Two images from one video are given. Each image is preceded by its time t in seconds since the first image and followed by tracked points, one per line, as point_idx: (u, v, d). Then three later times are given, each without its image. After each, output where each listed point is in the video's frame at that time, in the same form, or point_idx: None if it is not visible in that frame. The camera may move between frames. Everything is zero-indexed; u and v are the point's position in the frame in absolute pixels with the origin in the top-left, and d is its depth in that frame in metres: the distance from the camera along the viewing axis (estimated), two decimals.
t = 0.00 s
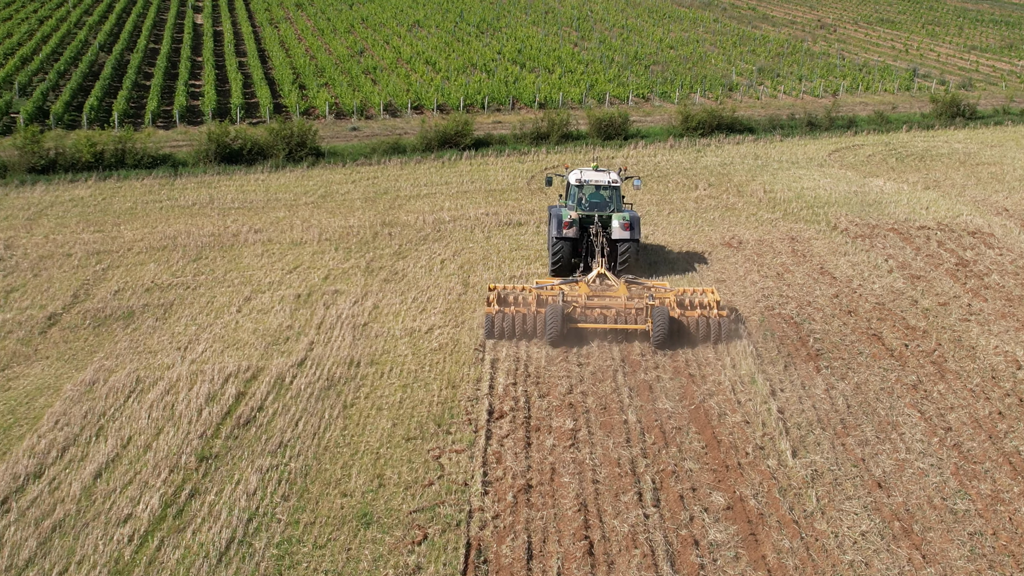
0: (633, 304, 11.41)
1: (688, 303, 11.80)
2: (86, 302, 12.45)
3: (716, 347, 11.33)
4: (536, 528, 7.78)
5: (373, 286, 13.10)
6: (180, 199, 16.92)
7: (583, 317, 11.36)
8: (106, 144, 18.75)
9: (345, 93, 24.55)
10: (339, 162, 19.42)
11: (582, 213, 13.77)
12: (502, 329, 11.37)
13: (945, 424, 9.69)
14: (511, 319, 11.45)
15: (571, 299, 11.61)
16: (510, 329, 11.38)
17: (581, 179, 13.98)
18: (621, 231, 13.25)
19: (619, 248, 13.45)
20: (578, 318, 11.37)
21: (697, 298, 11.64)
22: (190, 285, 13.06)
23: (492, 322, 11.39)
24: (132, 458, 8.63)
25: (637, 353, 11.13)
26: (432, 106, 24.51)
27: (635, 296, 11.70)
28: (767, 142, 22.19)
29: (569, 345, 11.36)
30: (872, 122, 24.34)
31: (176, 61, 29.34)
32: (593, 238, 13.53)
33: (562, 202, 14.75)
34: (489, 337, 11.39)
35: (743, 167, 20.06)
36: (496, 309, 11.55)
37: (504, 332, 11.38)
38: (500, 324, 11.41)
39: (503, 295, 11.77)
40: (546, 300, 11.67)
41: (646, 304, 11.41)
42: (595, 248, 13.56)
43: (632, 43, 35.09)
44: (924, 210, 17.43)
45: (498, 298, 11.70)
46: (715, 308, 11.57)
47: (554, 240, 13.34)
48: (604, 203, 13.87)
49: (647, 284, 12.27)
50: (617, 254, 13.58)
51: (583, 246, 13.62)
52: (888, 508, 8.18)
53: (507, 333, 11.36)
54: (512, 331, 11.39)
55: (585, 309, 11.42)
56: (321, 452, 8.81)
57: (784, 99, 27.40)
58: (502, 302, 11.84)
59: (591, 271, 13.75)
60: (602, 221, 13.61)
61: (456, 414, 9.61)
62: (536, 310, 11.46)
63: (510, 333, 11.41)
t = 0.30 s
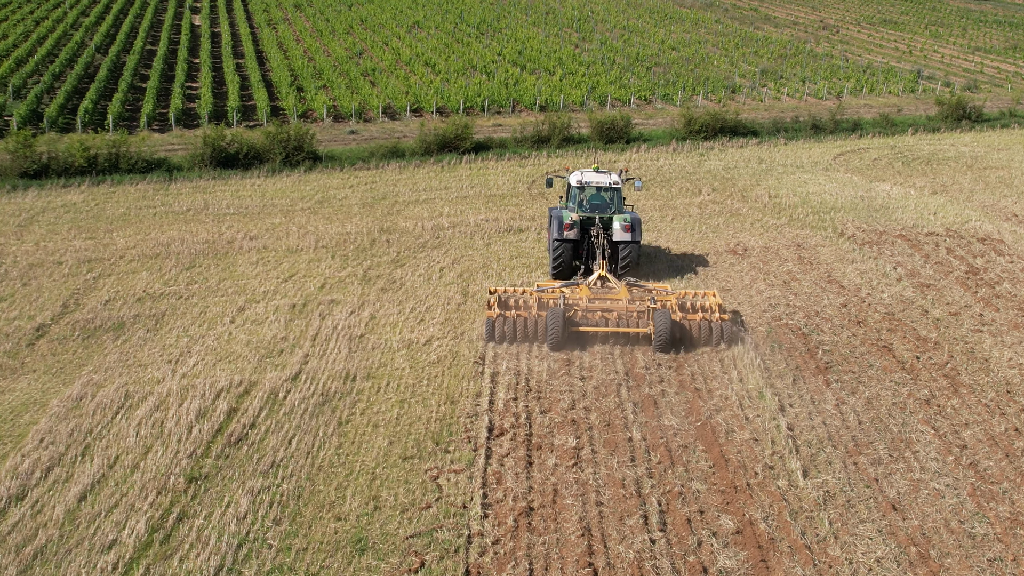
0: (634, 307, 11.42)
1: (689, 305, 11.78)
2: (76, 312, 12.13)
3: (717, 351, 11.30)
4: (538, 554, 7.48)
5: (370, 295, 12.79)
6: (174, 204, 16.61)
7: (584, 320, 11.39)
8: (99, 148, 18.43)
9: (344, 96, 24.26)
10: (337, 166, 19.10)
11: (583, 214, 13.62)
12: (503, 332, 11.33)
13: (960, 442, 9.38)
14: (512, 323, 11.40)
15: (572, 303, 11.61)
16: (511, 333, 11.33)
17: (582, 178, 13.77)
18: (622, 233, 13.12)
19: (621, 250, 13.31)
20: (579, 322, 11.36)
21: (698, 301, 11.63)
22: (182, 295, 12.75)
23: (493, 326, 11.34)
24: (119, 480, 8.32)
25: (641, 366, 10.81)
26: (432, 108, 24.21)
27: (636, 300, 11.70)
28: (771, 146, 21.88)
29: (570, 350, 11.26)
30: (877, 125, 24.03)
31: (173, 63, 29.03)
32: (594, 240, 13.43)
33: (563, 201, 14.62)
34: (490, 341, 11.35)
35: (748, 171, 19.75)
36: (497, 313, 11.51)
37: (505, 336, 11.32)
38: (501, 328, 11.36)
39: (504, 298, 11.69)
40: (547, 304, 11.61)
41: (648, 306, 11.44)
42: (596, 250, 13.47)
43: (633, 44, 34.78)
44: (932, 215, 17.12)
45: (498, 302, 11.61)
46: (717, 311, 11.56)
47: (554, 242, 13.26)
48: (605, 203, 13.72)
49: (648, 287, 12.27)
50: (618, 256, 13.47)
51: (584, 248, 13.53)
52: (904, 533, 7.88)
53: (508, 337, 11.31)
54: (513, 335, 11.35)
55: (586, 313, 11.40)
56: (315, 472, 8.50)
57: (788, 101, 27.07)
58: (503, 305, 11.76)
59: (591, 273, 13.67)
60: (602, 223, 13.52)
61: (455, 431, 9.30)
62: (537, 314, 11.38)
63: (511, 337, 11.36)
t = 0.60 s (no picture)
0: (636, 310, 11.40)
1: (691, 309, 11.76)
2: (65, 323, 11.83)
3: (720, 357, 11.13)
4: None
5: (367, 305, 12.48)
6: (168, 210, 16.30)
7: (585, 323, 11.36)
8: (92, 152, 18.12)
9: (342, 98, 23.98)
10: (334, 171, 18.79)
11: (584, 215, 13.46)
12: (503, 335, 11.25)
13: (976, 460, 9.07)
14: (512, 326, 11.32)
15: (573, 305, 11.58)
16: (511, 335, 11.25)
17: (583, 180, 13.63)
18: (624, 234, 12.93)
19: (623, 252, 13.12)
20: (580, 325, 11.35)
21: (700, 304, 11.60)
22: (175, 305, 12.44)
23: (494, 329, 11.26)
24: (104, 502, 8.03)
25: (645, 380, 10.50)
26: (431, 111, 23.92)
27: (637, 303, 11.65)
28: (775, 149, 21.57)
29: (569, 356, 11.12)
30: (882, 128, 23.72)
31: (169, 65, 28.73)
32: (595, 242, 13.22)
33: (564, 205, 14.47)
34: (490, 343, 11.26)
35: (751, 176, 19.44)
36: (498, 315, 11.43)
37: (505, 339, 11.24)
38: (502, 330, 11.28)
39: (505, 301, 11.68)
40: (548, 306, 11.59)
41: (649, 310, 11.41)
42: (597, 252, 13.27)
43: (634, 45, 34.47)
44: (940, 221, 16.82)
45: (499, 304, 11.61)
46: (718, 314, 11.52)
47: (555, 244, 13.08)
48: (606, 205, 13.57)
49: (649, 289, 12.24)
50: (620, 258, 13.23)
51: (585, 249, 13.35)
52: (919, 558, 7.57)
53: (508, 339, 11.22)
54: (513, 337, 11.26)
55: (587, 316, 11.41)
56: (308, 494, 8.20)
57: (791, 103, 26.78)
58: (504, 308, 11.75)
59: (593, 275, 13.46)
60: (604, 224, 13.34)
61: (453, 449, 9.01)
62: (538, 316, 11.30)
63: (511, 339, 11.27)
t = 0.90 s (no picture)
0: (637, 313, 11.25)
1: (692, 310, 11.70)
2: (53, 333, 11.53)
3: (726, 369, 10.84)
4: None
5: (363, 315, 12.18)
6: (162, 216, 16.01)
7: (587, 326, 11.22)
8: (85, 156, 17.82)
9: (340, 100, 23.68)
10: (331, 175, 18.50)
11: (585, 216, 13.27)
12: (504, 337, 11.16)
13: (992, 479, 8.77)
14: (513, 328, 11.23)
15: (574, 307, 11.42)
16: (511, 338, 11.17)
17: (584, 181, 13.44)
18: (625, 236, 12.73)
19: (623, 254, 12.93)
20: (581, 327, 11.22)
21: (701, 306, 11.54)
22: (166, 315, 12.14)
23: (494, 331, 11.16)
24: (89, 525, 7.73)
25: (649, 394, 10.19)
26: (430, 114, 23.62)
27: (638, 305, 11.50)
28: (779, 152, 21.28)
29: (570, 357, 11.08)
30: (887, 130, 23.41)
31: (166, 66, 28.42)
32: (595, 244, 13.03)
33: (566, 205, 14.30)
34: (490, 346, 11.17)
35: (755, 180, 19.14)
36: (498, 318, 11.29)
37: (506, 342, 11.17)
38: (502, 333, 11.18)
39: (505, 303, 11.55)
40: (549, 309, 11.45)
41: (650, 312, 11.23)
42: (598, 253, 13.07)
43: (636, 46, 34.19)
44: (948, 227, 16.53)
45: (500, 306, 11.47)
46: (719, 315, 11.48)
47: (556, 245, 12.89)
48: (608, 206, 13.37)
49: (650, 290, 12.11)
50: (621, 260, 13.05)
51: (586, 251, 13.15)
52: None
53: (509, 342, 11.16)
54: (513, 340, 11.21)
55: (587, 318, 11.27)
56: (301, 516, 7.90)
57: (794, 106, 26.49)
58: (504, 309, 11.63)
59: (593, 277, 13.27)
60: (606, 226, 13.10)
61: (451, 468, 8.71)
62: (538, 319, 11.18)
63: (512, 342, 11.19)
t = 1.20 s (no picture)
0: (638, 314, 11.31)
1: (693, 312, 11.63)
2: (42, 345, 11.23)
3: (732, 382, 10.55)
4: None
5: (360, 325, 11.89)
6: (155, 222, 15.71)
7: (587, 328, 11.23)
8: (78, 161, 17.52)
9: (338, 102, 23.40)
10: (329, 179, 18.20)
11: (585, 217, 13.26)
12: (504, 339, 11.19)
13: (1009, 499, 8.48)
14: (514, 330, 11.25)
15: (575, 308, 11.44)
16: (512, 339, 11.19)
17: (585, 182, 13.44)
18: (625, 237, 12.73)
19: (623, 255, 12.92)
20: (582, 329, 11.22)
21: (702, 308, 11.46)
22: (158, 325, 11.85)
23: (495, 333, 11.17)
24: (73, 550, 7.45)
25: (654, 409, 9.90)
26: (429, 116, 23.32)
27: (639, 306, 11.52)
28: (783, 156, 20.98)
29: (571, 356, 11.11)
30: (892, 133, 23.14)
31: (162, 68, 28.13)
32: (596, 245, 13.01)
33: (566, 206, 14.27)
34: (492, 348, 11.19)
35: (759, 184, 18.85)
36: (499, 320, 11.26)
37: (507, 343, 11.19)
38: (503, 335, 11.19)
39: (506, 304, 11.53)
40: (550, 310, 11.43)
41: (651, 314, 11.26)
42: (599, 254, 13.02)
43: (637, 47, 33.89)
44: (956, 232, 16.24)
45: (500, 308, 11.45)
46: (720, 317, 11.41)
47: (556, 246, 12.82)
48: (608, 207, 13.38)
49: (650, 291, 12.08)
50: (621, 261, 13.02)
51: (586, 252, 13.07)
52: None
53: (510, 343, 11.18)
54: (514, 341, 11.22)
55: (588, 320, 11.29)
56: (293, 540, 7.62)
57: (798, 108, 26.20)
58: (505, 311, 11.60)
59: (594, 279, 13.22)
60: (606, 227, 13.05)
61: (449, 488, 8.42)
62: (539, 321, 11.16)
63: (512, 344, 11.22)
